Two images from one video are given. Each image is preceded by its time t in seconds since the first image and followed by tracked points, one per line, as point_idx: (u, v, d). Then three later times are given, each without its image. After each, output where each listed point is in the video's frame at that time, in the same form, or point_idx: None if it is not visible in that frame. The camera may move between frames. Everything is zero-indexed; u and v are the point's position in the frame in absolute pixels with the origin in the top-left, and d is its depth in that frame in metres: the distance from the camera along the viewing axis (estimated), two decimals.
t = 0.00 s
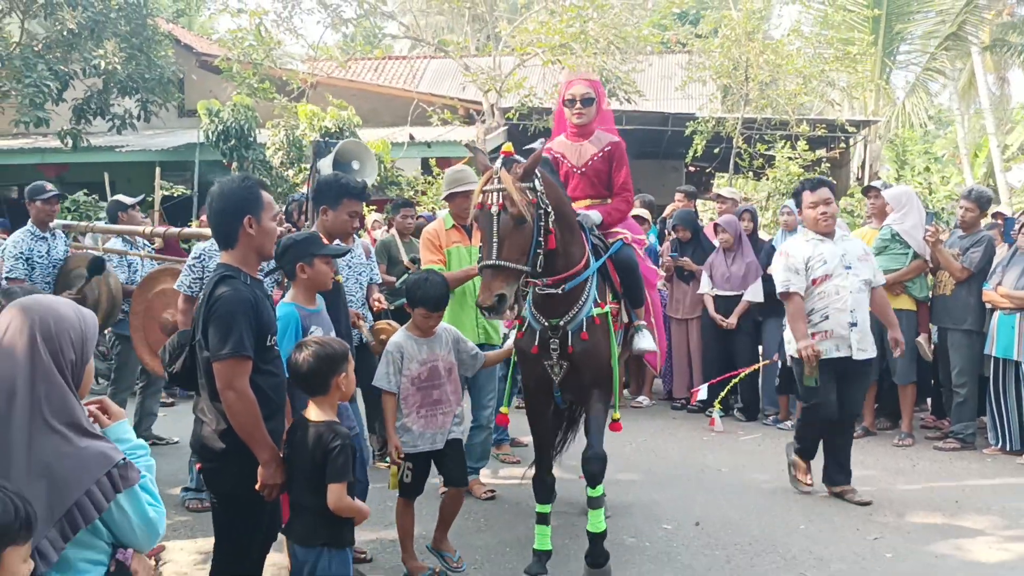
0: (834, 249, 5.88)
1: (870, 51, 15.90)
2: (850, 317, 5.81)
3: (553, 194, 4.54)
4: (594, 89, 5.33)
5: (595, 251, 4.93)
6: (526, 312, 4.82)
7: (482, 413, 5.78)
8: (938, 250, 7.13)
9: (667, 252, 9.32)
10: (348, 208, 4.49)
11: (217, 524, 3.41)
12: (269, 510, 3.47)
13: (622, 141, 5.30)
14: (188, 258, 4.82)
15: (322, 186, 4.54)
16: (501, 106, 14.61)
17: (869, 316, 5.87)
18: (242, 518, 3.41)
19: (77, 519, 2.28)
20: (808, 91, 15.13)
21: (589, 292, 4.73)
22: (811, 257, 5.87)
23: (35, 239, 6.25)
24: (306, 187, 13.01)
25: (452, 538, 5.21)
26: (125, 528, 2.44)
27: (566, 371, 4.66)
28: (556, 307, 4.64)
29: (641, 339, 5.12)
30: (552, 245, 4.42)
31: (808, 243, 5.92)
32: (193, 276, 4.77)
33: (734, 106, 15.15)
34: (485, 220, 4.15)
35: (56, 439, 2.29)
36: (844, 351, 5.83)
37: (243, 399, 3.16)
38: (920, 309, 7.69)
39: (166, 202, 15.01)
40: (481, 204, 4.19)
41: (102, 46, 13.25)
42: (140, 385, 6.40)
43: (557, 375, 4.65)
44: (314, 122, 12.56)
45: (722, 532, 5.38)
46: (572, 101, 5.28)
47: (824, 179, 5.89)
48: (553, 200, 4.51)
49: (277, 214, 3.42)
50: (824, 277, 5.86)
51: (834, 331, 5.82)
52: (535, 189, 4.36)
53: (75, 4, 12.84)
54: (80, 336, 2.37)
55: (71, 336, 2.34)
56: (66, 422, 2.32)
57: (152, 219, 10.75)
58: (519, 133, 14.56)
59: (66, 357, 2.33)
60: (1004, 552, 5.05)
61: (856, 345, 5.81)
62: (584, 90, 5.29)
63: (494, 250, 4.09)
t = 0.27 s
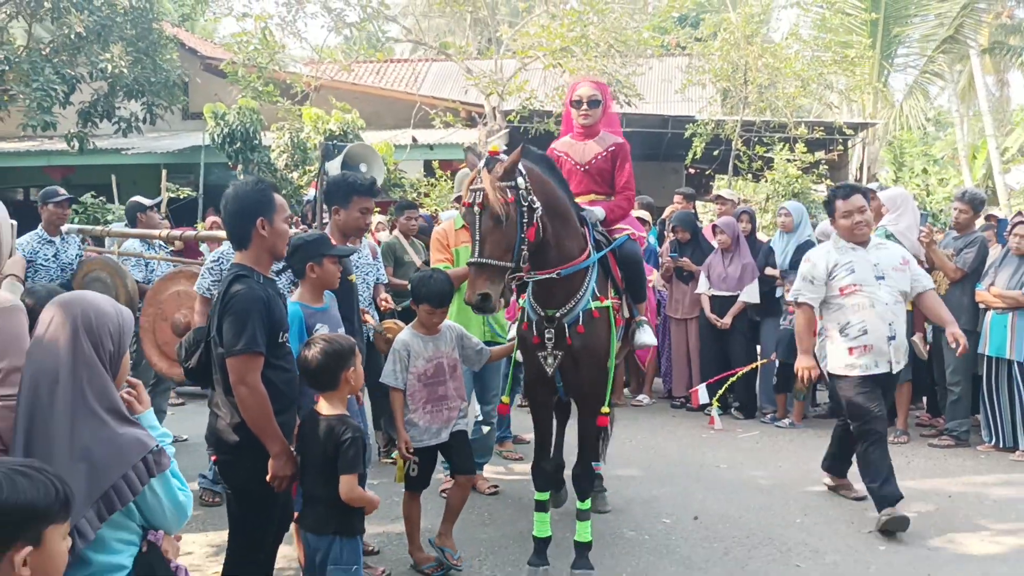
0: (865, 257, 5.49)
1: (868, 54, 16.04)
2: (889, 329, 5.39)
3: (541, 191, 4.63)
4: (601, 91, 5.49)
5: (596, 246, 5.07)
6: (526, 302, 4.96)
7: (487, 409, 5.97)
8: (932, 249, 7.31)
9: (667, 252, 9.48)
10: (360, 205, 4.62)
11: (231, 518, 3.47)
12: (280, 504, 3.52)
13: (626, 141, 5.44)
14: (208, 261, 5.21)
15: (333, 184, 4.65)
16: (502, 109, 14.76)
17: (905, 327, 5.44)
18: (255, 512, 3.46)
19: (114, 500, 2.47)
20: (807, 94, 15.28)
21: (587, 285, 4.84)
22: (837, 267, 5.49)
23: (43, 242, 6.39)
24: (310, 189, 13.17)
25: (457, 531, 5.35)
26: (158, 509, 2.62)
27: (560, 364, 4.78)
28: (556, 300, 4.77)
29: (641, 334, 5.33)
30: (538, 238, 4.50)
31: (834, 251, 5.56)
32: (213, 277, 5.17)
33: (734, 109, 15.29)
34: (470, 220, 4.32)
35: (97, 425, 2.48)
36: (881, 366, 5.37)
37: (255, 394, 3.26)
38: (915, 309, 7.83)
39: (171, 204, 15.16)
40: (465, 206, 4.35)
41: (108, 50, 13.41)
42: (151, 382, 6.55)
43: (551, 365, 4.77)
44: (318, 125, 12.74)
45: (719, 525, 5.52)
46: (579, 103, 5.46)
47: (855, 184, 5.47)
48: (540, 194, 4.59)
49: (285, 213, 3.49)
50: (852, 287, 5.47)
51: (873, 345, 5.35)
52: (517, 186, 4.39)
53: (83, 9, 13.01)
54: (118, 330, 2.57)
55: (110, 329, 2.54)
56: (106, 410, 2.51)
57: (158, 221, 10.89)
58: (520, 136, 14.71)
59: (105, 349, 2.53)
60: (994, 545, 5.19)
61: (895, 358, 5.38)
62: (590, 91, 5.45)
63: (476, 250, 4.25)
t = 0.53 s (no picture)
0: (903, 256, 5.15)
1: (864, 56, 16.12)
2: (920, 333, 5.05)
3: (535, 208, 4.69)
4: (603, 96, 5.54)
5: (592, 254, 5.06)
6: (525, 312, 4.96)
7: (490, 411, 6.06)
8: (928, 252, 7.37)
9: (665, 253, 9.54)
10: (361, 203, 4.64)
11: (243, 517, 3.54)
12: (292, 503, 3.59)
13: (626, 148, 5.53)
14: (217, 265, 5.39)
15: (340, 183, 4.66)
16: (500, 110, 14.80)
17: (944, 333, 5.11)
18: (267, 512, 3.53)
19: (146, 496, 2.55)
20: (803, 96, 15.35)
21: (586, 295, 4.86)
22: (872, 266, 5.16)
23: (45, 242, 6.44)
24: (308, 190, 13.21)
25: (460, 530, 5.40)
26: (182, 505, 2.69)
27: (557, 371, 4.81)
28: (553, 310, 4.77)
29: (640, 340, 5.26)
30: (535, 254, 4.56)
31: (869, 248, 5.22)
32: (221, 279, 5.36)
33: (730, 110, 15.36)
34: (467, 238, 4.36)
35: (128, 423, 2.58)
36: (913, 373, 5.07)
37: (266, 394, 3.33)
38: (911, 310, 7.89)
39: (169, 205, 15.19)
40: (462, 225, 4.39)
41: (107, 52, 13.42)
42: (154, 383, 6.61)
43: (548, 375, 4.80)
44: (317, 126, 12.80)
45: (719, 524, 5.59)
46: (582, 107, 5.51)
47: (896, 179, 5.14)
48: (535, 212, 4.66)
49: (297, 223, 3.56)
50: (888, 288, 5.14)
51: (903, 349, 5.06)
52: (513, 204, 4.47)
53: (81, 10, 13.05)
54: (145, 332, 2.65)
55: (137, 331, 2.62)
56: (136, 409, 2.60)
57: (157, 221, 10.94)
58: (518, 136, 14.75)
59: (132, 349, 2.62)
60: (991, 543, 5.26)
61: (927, 365, 5.04)
62: (593, 96, 5.50)
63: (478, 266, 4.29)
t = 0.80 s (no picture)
0: (925, 262, 4.97)
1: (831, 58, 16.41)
2: (934, 344, 4.89)
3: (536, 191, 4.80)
4: (585, 91, 5.61)
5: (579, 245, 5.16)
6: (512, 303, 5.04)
7: (475, 404, 6.15)
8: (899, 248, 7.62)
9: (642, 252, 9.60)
10: (346, 197, 4.52)
11: (244, 505, 3.66)
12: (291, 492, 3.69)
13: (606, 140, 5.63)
14: (205, 259, 5.41)
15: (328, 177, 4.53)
16: (474, 109, 14.85)
17: (961, 343, 4.91)
18: (266, 499, 3.65)
19: (172, 475, 2.66)
20: (772, 96, 15.60)
21: (572, 284, 4.95)
22: (890, 270, 5.00)
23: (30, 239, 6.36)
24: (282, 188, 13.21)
25: (447, 522, 5.47)
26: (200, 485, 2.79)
27: (545, 362, 4.87)
28: (540, 301, 4.88)
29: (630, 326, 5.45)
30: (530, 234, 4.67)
31: (889, 252, 5.04)
32: (207, 275, 5.39)
33: (700, 110, 15.57)
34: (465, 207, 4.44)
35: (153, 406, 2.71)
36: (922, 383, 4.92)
37: (268, 383, 3.40)
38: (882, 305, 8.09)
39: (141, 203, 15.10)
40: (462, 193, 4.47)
41: (78, 48, 13.38)
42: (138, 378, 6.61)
43: (537, 364, 4.86)
44: (293, 124, 12.83)
45: (701, 513, 5.71)
46: (564, 101, 5.57)
47: (919, 180, 4.91)
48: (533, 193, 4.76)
49: (297, 218, 3.62)
50: (905, 294, 4.97)
51: (913, 360, 4.92)
52: (518, 181, 4.59)
53: (52, 6, 12.96)
54: (166, 319, 2.80)
55: (160, 318, 2.77)
56: (159, 392, 2.74)
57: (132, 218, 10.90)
58: (492, 135, 14.82)
59: (154, 335, 2.75)
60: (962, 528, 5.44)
61: (938, 376, 4.88)
62: (575, 91, 5.57)
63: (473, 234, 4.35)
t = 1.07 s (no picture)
0: (969, 245, 4.72)
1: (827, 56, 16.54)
2: (984, 330, 4.63)
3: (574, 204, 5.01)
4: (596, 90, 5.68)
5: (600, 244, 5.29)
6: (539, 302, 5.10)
7: (484, 396, 6.28)
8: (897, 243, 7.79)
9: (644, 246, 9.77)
10: (359, 187, 4.39)
11: (269, 488, 3.75)
12: (313, 476, 3.80)
13: (616, 137, 5.74)
14: (219, 253, 5.51)
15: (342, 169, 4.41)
16: (474, 107, 14.93)
17: (1013, 329, 4.65)
18: (287, 482, 3.74)
19: (222, 450, 2.83)
20: (768, 95, 15.75)
21: (602, 274, 5.11)
22: (932, 254, 4.79)
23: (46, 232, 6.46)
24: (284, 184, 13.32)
25: (459, 509, 5.59)
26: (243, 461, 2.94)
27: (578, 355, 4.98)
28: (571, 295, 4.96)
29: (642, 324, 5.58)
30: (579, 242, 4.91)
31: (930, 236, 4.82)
32: (221, 269, 5.50)
33: (698, 108, 15.69)
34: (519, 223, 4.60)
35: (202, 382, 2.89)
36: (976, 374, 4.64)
37: (293, 368, 3.50)
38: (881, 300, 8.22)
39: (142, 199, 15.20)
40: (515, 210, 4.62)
41: (82, 46, 13.50)
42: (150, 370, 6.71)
43: (569, 358, 4.95)
44: (296, 122, 12.92)
45: (706, 501, 5.84)
46: (577, 102, 5.63)
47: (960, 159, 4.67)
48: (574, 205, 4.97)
49: (323, 210, 3.71)
50: (948, 279, 4.74)
51: (965, 347, 4.64)
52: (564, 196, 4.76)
53: (55, 4, 13.05)
54: (213, 301, 2.97)
55: (208, 300, 2.94)
56: (208, 370, 2.92)
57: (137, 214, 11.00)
58: (491, 133, 14.92)
59: (203, 316, 2.93)
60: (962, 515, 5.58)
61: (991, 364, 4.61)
62: (587, 91, 5.63)
63: (537, 251, 4.54)
